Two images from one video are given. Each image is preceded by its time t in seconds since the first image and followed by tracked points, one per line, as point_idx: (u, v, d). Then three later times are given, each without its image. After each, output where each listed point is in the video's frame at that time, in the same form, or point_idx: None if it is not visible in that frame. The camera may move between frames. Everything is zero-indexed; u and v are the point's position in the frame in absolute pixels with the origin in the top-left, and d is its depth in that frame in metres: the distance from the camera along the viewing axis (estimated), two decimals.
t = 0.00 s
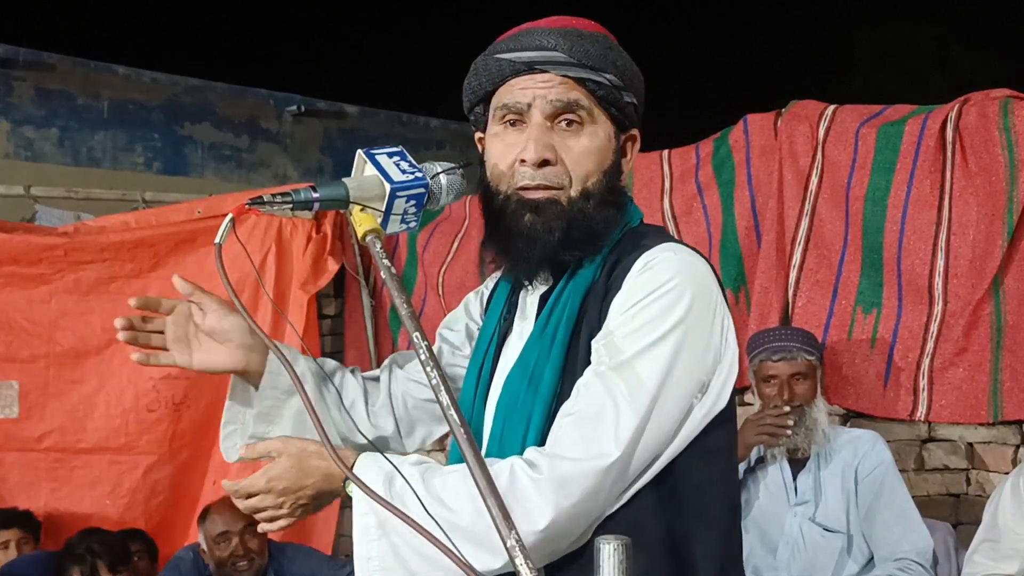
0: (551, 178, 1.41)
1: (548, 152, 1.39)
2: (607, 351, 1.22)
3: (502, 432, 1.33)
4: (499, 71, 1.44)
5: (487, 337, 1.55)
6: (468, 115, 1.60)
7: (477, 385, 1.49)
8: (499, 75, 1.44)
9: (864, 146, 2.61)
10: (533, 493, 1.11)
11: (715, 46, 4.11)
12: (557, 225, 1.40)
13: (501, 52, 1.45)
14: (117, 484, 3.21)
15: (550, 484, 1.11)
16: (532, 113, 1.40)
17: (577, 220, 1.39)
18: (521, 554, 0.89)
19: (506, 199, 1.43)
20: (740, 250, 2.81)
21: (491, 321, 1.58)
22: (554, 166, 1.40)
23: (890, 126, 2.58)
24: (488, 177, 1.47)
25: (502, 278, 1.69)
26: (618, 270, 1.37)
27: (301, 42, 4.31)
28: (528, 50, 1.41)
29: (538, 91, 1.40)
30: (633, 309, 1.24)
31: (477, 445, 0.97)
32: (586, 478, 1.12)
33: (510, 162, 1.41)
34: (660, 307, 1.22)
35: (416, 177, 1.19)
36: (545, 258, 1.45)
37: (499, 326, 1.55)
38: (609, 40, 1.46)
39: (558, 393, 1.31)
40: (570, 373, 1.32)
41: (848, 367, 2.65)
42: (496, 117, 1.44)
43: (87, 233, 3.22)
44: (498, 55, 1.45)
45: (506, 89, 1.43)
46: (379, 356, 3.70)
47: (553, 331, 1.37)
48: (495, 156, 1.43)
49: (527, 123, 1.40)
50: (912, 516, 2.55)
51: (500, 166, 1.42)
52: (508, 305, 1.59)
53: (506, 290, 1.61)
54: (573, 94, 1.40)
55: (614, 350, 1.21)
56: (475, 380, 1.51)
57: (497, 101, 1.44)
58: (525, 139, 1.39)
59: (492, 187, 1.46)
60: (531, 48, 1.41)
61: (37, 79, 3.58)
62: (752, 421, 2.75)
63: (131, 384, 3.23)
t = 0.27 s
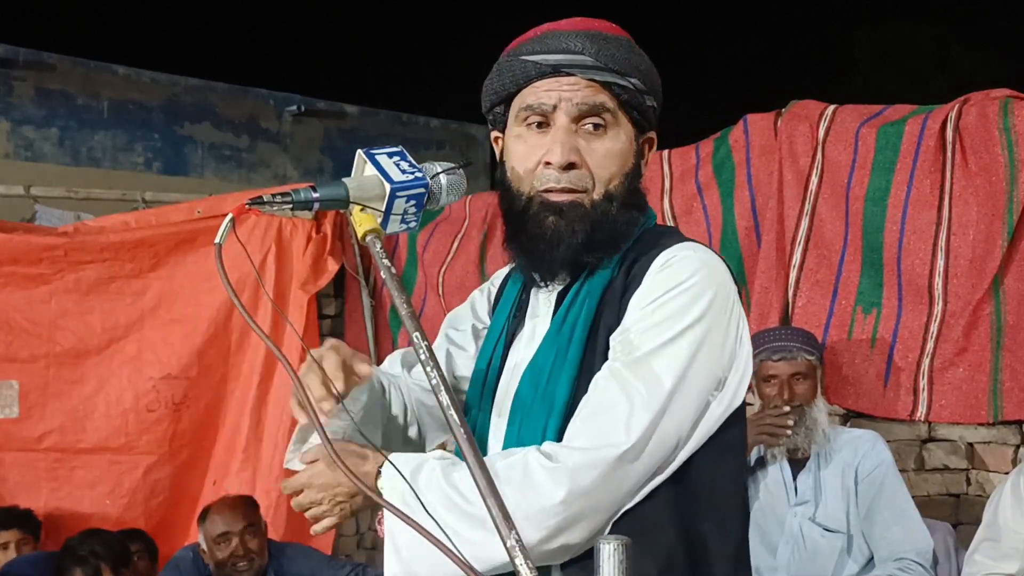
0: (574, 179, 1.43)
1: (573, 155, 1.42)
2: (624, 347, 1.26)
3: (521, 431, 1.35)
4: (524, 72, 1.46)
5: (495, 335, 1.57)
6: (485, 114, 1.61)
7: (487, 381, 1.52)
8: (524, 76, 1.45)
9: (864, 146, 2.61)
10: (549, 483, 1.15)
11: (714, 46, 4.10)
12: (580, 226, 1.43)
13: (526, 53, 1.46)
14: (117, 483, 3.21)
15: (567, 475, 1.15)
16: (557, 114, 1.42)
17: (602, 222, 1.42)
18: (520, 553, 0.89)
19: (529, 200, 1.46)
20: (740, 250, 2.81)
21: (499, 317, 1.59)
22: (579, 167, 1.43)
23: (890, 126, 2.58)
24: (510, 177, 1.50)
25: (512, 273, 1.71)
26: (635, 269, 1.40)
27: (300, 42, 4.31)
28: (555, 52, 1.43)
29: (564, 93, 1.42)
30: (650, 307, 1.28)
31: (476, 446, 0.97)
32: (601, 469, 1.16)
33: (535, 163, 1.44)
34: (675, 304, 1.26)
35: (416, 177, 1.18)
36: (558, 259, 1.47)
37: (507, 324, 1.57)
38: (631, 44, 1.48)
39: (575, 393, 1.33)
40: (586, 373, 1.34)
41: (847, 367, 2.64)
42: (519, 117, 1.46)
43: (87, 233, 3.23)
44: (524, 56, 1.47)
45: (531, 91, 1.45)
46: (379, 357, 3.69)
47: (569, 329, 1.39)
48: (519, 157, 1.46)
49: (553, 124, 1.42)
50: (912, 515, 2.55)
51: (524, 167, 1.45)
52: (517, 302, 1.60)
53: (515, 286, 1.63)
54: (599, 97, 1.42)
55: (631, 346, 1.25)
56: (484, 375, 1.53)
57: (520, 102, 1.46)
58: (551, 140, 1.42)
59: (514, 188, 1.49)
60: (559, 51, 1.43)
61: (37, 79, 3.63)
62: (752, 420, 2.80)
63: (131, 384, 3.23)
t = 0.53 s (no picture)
0: (605, 184, 1.46)
1: (606, 161, 1.44)
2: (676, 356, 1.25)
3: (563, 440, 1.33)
4: (557, 76, 1.47)
5: (501, 329, 1.57)
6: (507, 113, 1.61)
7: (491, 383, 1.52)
8: (558, 79, 1.47)
9: (864, 146, 2.61)
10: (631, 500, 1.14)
11: (712, 48, 4.14)
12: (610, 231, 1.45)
13: (560, 57, 1.47)
14: (117, 483, 3.21)
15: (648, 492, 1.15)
16: (591, 120, 1.44)
17: (632, 227, 1.44)
18: (521, 554, 0.89)
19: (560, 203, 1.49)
20: (741, 250, 2.81)
21: (505, 314, 1.60)
22: (611, 172, 1.45)
23: (890, 126, 2.57)
24: (537, 178, 1.53)
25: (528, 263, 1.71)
26: (663, 272, 1.40)
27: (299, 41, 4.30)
28: (589, 58, 1.45)
29: (599, 99, 1.44)
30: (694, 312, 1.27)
31: (477, 446, 0.97)
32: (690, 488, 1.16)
33: (567, 166, 1.47)
34: (724, 312, 1.26)
35: (416, 177, 1.18)
36: (570, 257, 1.49)
37: (512, 321, 1.58)
38: (661, 52, 1.50)
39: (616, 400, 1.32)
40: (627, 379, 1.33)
41: (847, 367, 2.64)
42: (552, 120, 1.48)
43: (87, 233, 3.23)
44: (557, 59, 1.48)
45: (565, 95, 1.46)
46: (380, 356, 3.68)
47: (605, 334, 1.39)
48: (549, 159, 1.48)
49: (586, 129, 1.44)
50: (912, 515, 2.55)
51: (555, 170, 1.48)
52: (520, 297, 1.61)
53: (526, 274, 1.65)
54: (633, 104, 1.44)
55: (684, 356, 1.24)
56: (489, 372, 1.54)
57: (553, 105, 1.47)
58: (585, 146, 1.44)
59: (541, 190, 1.52)
60: (595, 57, 1.45)
61: (38, 80, 3.64)
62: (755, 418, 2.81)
63: (131, 384, 3.24)
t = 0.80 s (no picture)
0: (608, 206, 1.48)
1: (611, 184, 1.48)
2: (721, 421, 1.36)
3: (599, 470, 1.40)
4: (560, 102, 1.49)
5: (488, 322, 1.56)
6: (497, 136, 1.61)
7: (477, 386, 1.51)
8: (562, 105, 1.48)
9: (864, 146, 2.61)
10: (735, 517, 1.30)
11: (712, 49, 4.12)
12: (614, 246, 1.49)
13: (565, 84, 1.49)
14: (117, 483, 3.20)
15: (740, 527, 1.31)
16: (594, 145, 1.48)
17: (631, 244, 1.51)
18: (521, 554, 0.90)
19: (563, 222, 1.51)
20: (740, 250, 2.81)
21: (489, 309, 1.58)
22: (613, 194, 1.48)
23: (890, 126, 2.58)
24: (534, 198, 1.54)
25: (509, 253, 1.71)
26: (674, 298, 1.48)
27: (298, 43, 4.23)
28: (594, 87, 1.48)
29: (601, 125, 1.48)
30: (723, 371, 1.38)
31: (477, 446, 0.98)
32: (769, 515, 1.31)
33: (570, 188, 1.50)
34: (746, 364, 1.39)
35: (416, 177, 1.18)
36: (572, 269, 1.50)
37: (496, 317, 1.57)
38: (648, 82, 1.56)
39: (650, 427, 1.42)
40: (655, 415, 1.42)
41: (847, 367, 2.64)
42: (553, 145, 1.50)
43: (87, 233, 3.23)
44: (561, 86, 1.49)
45: (568, 122, 1.49)
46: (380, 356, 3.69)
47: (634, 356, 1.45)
48: (550, 181, 1.51)
49: (588, 154, 1.48)
50: (912, 515, 2.55)
51: (558, 192, 1.50)
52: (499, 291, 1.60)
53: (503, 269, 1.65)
54: (630, 131, 1.49)
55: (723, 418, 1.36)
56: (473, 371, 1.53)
57: (554, 130, 1.49)
58: (590, 169, 1.47)
59: (540, 211, 1.53)
60: (599, 86, 1.48)
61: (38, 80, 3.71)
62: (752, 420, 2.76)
63: (131, 384, 3.24)
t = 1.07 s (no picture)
0: (613, 235, 1.58)
1: (615, 217, 1.56)
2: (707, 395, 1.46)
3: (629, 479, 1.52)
4: (559, 148, 1.53)
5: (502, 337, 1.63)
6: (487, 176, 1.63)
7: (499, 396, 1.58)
8: (560, 149, 1.53)
9: (864, 146, 2.57)
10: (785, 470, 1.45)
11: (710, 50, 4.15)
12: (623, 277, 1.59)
13: (561, 128, 1.52)
14: (117, 483, 3.20)
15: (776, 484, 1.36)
16: (595, 182, 1.55)
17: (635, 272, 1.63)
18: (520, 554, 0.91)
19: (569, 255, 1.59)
20: (740, 251, 2.81)
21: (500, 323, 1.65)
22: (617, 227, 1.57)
23: (890, 126, 2.52)
24: (536, 235, 1.61)
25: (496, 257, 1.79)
26: (673, 305, 1.64)
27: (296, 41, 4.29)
28: (591, 126, 1.52)
29: (599, 160, 1.54)
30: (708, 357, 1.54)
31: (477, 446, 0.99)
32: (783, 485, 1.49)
33: (576, 224, 1.57)
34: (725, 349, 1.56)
35: (416, 177, 1.18)
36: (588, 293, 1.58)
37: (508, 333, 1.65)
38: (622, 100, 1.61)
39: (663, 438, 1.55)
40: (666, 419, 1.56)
41: (847, 367, 2.61)
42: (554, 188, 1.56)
43: (87, 233, 3.24)
44: (557, 130, 1.52)
45: (567, 164, 1.54)
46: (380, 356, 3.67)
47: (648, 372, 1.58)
48: (554, 222, 1.58)
49: (590, 190, 1.55)
50: (912, 515, 2.55)
51: (565, 230, 1.57)
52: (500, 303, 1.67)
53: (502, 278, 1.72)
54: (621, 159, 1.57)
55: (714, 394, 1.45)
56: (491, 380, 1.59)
57: (553, 174, 1.55)
58: (595, 206, 1.55)
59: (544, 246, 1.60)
60: (594, 125, 1.52)
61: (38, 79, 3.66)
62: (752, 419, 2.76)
63: (131, 384, 3.24)
